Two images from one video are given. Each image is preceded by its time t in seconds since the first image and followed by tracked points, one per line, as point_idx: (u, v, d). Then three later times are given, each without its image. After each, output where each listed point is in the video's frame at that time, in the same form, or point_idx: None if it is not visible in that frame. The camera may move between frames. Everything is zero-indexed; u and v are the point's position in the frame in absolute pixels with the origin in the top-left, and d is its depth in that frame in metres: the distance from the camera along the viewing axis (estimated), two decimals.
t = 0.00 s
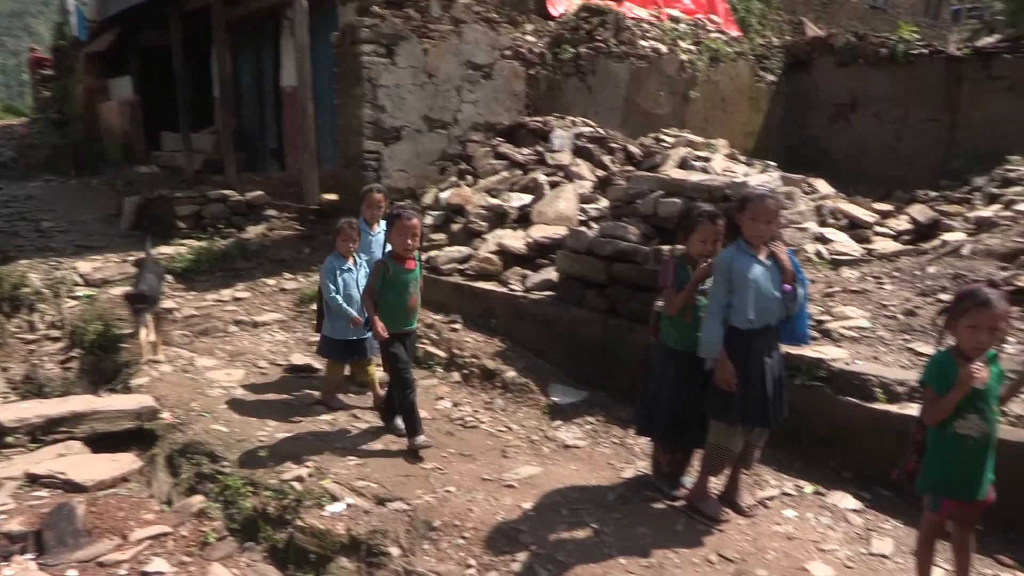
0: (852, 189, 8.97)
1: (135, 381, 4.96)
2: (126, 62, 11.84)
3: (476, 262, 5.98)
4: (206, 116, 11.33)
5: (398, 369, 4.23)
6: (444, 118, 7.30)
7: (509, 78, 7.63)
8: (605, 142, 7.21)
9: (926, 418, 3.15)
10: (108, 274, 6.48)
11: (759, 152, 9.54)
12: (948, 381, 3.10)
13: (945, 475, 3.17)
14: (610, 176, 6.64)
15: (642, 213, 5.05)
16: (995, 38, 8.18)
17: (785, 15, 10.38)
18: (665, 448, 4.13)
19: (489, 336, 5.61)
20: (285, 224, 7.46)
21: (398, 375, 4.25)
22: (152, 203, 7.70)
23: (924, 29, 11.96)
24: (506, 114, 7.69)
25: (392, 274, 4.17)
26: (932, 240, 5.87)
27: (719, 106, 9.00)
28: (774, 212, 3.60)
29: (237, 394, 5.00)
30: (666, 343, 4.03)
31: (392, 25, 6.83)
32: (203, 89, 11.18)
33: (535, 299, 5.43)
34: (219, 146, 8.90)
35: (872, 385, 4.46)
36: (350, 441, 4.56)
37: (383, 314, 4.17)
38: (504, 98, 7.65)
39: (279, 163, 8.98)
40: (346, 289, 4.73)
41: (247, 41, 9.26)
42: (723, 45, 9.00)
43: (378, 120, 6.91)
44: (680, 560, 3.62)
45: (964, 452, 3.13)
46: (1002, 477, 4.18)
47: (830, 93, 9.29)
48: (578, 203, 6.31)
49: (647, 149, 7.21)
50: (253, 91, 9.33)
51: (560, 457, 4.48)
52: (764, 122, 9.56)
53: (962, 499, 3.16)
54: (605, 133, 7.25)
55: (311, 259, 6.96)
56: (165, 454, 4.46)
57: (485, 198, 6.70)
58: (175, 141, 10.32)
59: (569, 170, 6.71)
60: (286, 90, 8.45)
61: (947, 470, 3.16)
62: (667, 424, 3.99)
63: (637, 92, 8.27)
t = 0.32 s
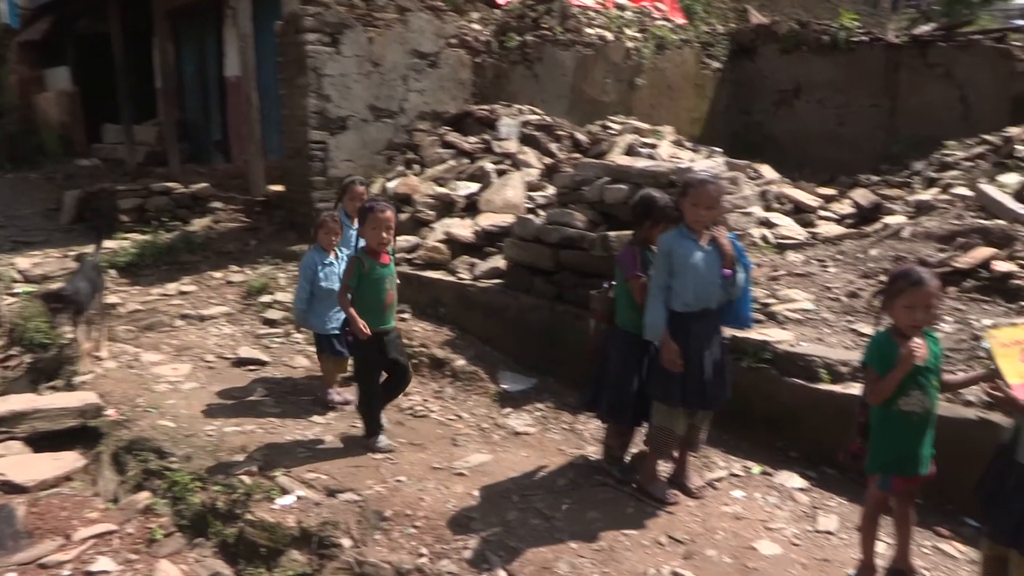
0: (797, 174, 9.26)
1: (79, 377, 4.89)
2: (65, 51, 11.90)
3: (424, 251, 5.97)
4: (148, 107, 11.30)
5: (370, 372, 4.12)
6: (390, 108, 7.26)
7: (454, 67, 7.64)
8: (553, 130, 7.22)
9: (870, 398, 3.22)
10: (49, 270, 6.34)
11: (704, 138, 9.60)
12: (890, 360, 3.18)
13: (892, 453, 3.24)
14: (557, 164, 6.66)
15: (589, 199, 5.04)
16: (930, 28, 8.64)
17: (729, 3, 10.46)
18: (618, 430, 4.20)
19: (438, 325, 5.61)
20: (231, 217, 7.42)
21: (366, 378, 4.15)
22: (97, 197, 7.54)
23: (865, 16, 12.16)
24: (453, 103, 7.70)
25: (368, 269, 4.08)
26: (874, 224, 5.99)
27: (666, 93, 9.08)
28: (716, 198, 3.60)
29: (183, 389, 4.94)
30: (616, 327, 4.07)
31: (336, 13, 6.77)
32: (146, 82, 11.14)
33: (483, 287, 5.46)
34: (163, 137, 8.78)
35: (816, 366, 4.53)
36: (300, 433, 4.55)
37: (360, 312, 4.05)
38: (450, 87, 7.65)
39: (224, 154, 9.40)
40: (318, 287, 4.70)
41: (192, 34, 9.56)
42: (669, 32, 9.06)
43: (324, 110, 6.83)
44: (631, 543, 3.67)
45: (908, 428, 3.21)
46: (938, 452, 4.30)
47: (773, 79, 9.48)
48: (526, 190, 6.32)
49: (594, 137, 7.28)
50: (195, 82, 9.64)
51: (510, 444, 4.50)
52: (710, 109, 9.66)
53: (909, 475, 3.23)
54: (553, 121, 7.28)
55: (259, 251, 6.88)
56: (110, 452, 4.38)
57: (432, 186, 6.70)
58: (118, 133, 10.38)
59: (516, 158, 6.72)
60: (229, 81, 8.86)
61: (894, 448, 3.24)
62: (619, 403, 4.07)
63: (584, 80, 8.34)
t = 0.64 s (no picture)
0: (745, 164, 9.71)
1: (21, 381, 4.79)
2: None
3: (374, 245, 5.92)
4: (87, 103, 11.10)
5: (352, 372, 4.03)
6: (338, 102, 7.20)
7: (402, 61, 7.59)
8: (501, 122, 7.36)
9: (818, 380, 3.29)
10: None
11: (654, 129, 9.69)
12: (836, 344, 3.23)
13: (833, 435, 3.30)
14: (505, 156, 6.81)
15: (537, 191, 5.03)
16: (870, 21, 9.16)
17: None
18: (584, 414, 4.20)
19: (390, 319, 5.60)
20: (178, 214, 7.34)
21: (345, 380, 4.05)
22: (42, 196, 7.37)
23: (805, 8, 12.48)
24: (401, 97, 7.65)
25: (350, 269, 3.93)
26: (820, 212, 6.10)
27: (615, 85, 9.19)
28: (656, 188, 3.65)
29: (131, 390, 4.87)
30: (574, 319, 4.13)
31: (281, 7, 6.69)
32: (84, 76, 10.91)
33: (433, 282, 5.46)
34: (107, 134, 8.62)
35: (764, 353, 4.59)
36: (251, 432, 4.50)
37: (343, 313, 3.90)
38: (398, 81, 7.60)
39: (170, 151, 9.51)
40: (298, 287, 4.54)
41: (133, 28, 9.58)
42: (616, 24, 9.15)
43: (270, 105, 6.77)
44: (585, 532, 3.69)
45: (851, 411, 3.27)
46: (881, 433, 4.39)
47: (721, 70, 9.83)
48: (475, 183, 6.43)
49: (542, 129, 7.37)
50: (138, 77, 9.67)
51: (463, 437, 4.51)
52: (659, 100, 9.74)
53: (849, 458, 3.28)
54: (500, 114, 7.41)
55: (207, 248, 6.79)
56: (56, 456, 4.28)
57: (381, 180, 6.68)
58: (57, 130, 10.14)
59: (465, 152, 6.85)
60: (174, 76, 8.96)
61: (835, 431, 3.29)
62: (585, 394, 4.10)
63: (532, 72, 8.43)
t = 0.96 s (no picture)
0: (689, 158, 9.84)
1: None
2: None
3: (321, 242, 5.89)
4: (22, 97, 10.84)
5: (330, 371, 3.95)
6: (283, 97, 7.14)
7: (348, 56, 7.56)
8: (447, 117, 7.41)
9: (754, 368, 3.35)
10: None
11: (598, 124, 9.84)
12: (774, 334, 3.29)
13: (767, 424, 3.36)
14: (451, 151, 6.84)
15: (483, 185, 5.03)
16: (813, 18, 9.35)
17: None
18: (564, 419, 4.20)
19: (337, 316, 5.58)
20: (119, 211, 7.23)
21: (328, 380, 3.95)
22: None
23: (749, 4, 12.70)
24: (347, 92, 7.62)
25: (320, 268, 3.97)
26: (765, 206, 6.18)
27: (561, 80, 9.29)
28: (598, 182, 3.68)
29: (71, 390, 4.78)
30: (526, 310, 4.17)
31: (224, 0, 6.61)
32: (21, 68, 10.68)
33: (380, 277, 5.47)
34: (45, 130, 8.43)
35: (708, 345, 4.66)
36: (196, 431, 4.45)
37: (312, 313, 3.94)
38: (344, 76, 7.57)
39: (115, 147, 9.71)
40: (279, 286, 4.45)
41: (72, 18, 9.68)
42: (563, 20, 9.22)
43: (215, 100, 6.67)
44: (532, 525, 3.72)
45: (785, 400, 3.33)
46: (822, 419, 4.38)
47: (667, 65, 9.97)
48: (421, 178, 6.49)
49: (489, 124, 7.41)
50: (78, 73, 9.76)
51: (410, 432, 4.50)
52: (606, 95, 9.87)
53: (782, 446, 3.34)
54: (447, 109, 7.44)
55: (151, 246, 6.69)
56: None
57: (327, 176, 6.66)
58: None
59: (412, 147, 6.87)
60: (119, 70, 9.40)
61: (769, 420, 3.35)
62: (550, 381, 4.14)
63: (479, 67, 8.46)
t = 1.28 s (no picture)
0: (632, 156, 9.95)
1: None
2: None
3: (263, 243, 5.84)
4: None
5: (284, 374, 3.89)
6: (223, 97, 7.05)
7: (289, 55, 7.48)
8: (389, 117, 7.38)
9: (684, 365, 3.39)
10: None
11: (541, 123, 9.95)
12: (705, 331, 3.34)
13: (700, 420, 3.41)
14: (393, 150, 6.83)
15: (425, 185, 5.03)
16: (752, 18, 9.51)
17: None
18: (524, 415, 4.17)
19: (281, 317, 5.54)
20: (55, 213, 7.10)
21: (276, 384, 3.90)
22: None
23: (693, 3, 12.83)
24: (288, 92, 7.53)
25: (283, 267, 3.85)
26: (705, 203, 6.27)
27: (504, 79, 9.32)
28: (541, 181, 3.68)
29: (3, 397, 4.66)
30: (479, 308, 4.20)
31: None
32: None
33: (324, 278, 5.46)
34: None
35: (649, 341, 4.73)
36: (135, 436, 4.37)
37: (274, 314, 3.82)
38: (285, 75, 7.48)
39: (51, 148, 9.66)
40: (243, 285, 4.41)
41: None
42: (505, 19, 9.28)
43: (152, 99, 6.59)
44: (476, 523, 3.73)
45: (715, 396, 3.39)
46: (760, 412, 4.42)
47: (608, 65, 10.07)
48: (363, 178, 6.49)
49: (431, 124, 7.41)
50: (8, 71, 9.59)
51: (354, 432, 4.48)
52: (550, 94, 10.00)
53: (713, 441, 3.41)
54: (389, 109, 7.42)
55: (87, 248, 6.57)
56: None
57: (268, 176, 6.61)
58: None
59: (353, 146, 6.86)
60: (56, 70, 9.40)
61: (701, 416, 3.41)
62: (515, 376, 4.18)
63: (421, 66, 8.42)
